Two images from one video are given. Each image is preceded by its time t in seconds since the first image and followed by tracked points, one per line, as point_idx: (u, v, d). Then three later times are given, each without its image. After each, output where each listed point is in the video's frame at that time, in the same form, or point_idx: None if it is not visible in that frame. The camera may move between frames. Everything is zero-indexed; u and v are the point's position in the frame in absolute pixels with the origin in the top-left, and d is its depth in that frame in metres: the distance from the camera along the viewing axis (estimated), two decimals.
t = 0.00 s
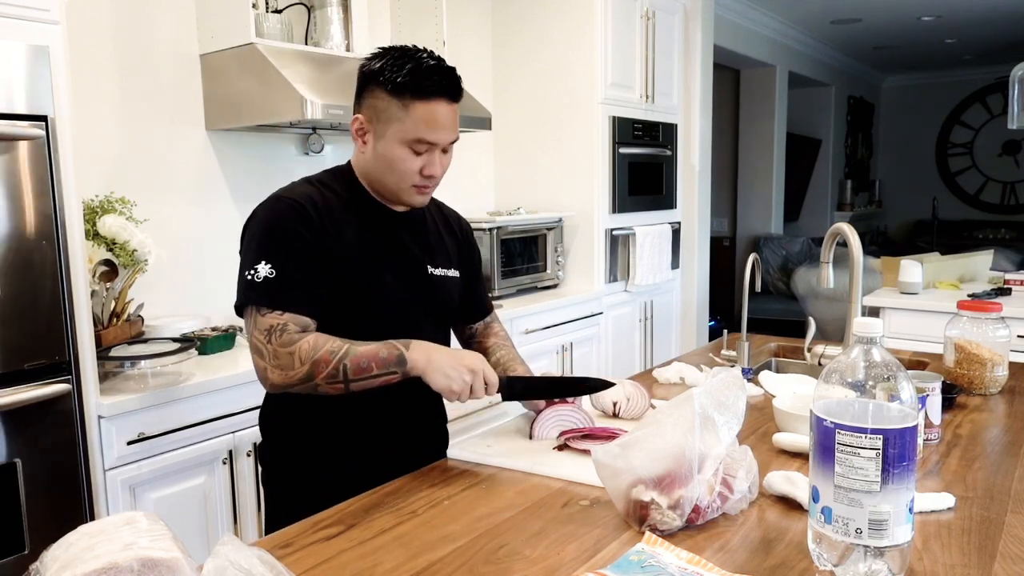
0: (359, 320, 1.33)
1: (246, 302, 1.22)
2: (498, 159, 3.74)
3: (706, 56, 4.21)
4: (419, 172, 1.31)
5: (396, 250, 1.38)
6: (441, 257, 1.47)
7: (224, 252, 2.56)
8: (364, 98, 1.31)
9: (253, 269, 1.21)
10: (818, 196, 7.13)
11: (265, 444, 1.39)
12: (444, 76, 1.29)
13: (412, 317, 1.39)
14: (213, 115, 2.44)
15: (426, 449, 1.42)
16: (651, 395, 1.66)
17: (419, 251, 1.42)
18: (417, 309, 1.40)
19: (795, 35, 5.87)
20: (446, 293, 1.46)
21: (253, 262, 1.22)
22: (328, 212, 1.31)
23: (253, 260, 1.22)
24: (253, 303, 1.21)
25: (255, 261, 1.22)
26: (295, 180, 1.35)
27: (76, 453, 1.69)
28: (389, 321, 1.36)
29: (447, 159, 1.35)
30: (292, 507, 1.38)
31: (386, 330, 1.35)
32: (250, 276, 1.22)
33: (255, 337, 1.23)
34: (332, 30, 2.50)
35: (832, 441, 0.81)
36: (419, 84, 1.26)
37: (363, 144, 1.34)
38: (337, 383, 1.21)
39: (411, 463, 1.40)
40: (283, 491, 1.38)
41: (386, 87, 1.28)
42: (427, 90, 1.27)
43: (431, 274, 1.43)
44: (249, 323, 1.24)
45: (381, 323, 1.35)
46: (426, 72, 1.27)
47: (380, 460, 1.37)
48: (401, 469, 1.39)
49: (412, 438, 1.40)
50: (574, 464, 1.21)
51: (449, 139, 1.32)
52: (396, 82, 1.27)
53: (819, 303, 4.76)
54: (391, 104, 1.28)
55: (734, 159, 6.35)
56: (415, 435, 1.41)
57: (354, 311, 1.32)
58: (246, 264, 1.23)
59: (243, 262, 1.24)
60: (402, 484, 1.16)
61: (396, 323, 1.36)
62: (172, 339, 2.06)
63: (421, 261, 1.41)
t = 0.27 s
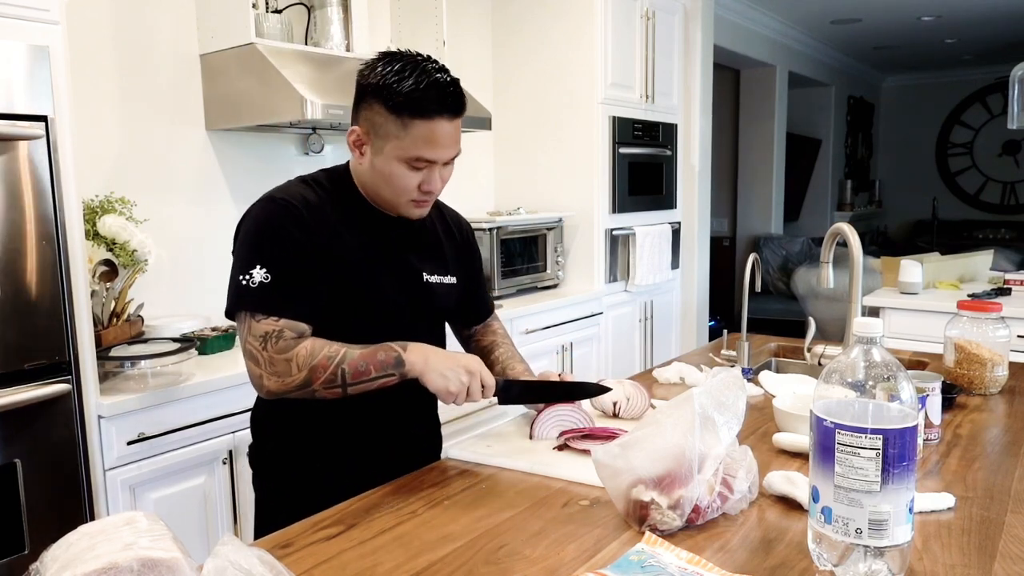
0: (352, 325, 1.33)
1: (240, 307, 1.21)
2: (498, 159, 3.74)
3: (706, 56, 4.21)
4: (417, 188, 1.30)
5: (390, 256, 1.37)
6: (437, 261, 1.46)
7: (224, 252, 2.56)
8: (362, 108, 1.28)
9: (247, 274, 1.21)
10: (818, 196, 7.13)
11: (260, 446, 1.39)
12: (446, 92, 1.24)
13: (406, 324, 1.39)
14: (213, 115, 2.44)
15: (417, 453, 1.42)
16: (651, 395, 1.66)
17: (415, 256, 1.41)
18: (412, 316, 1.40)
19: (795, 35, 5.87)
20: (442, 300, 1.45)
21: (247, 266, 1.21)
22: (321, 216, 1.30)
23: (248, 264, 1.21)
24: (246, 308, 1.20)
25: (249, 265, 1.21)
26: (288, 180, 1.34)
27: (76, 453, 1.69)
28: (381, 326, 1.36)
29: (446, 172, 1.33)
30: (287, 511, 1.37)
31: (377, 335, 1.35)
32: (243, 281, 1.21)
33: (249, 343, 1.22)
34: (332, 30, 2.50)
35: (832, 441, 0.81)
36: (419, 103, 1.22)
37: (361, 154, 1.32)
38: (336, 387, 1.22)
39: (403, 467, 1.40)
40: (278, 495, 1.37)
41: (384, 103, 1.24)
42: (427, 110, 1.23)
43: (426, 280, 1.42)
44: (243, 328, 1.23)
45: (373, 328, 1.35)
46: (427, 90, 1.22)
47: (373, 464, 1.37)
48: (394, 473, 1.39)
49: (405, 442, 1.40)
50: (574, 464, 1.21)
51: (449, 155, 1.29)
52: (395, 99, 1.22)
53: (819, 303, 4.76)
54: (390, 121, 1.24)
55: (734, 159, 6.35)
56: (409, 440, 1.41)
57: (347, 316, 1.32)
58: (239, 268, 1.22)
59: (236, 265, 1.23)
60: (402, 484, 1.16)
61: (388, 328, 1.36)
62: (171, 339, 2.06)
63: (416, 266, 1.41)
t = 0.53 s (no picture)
0: (351, 325, 1.33)
1: (241, 307, 1.21)
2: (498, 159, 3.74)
3: (706, 56, 4.21)
4: (418, 194, 1.30)
5: (390, 257, 1.37)
6: (437, 263, 1.46)
7: (224, 252, 2.56)
8: (363, 113, 1.27)
9: (248, 275, 1.21)
10: (818, 196, 7.13)
11: (259, 447, 1.39)
12: (448, 99, 1.23)
13: (405, 325, 1.39)
14: (212, 115, 2.44)
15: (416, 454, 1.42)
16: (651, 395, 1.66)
17: (414, 258, 1.41)
18: (411, 317, 1.40)
19: (795, 35, 5.87)
20: (442, 302, 1.45)
21: (248, 267, 1.21)
22: (320, 216, 1.30)
23: (249, 265, 1.21)
24: (248, 309, 1.20)
25: (250, 266, 1.21)
26: (287, 179, 1.35)
27: (76, 453, 1.69)
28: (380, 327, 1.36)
29: (448, 177, 1.33)
30: (287, 512, 1.37)
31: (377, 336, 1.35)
32: (245, 282, 1.21)
33: (253, 345, 1.22)
34: (331, 30, 2.49)
35: (832, 441, 0.81)
36: (422, 111, 1.21)
37: (362, 159, 1.31)
38: (341, 386, 1.22)
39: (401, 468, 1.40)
40: (278, 496, 1.37)
41: (386, 109, 1.23)
42: (429, 117, 1.22)
43: (426, 282, 1.42)
44: (245, 330, 1.23)
45: (373, 329, 1.35)
46: (429, 97, 1.22)
47: (371, 465, 1.37)
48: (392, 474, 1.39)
49: (403, 443, 1.40)
50: (574, 464, 1.21)
51: (451, 161, 1.29)
52: (396, 106, 1.21)
53: (819, 303, 4.77)
54: (391, 127, 1.24)
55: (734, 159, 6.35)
56: (407, 441, 1.41)
57: (346, 317, 1.33)
58: (240, 269, 1.22)
59: (237, 266, 1.22)
60: (402, 484, 1.16)
61: (387, 329, 1.37)
62: (172, 339, 2.06)
63: (416, 267, 1.41)
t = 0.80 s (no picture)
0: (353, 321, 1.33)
1: (248, 296, 1.20)
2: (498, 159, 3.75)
3: (706, 56, 4.21)
4: (425, 197, 1.30)
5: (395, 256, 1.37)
6: (442, 262, 1.46)
7: (224, 252, 2.56)
8: (372, 114, 1.27)
9: (256, 263, 1.20)
10: (818, 196, 7.13)
11: (262, 440, 1.39)
12: (458, 103, 1.22)
13: (408, 323, 1.39)
14: (213, 115, 2.44)
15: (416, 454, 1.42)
16: (651, 395, 1.66)
17: (419, 257, 1.41)
18: (414, 316, 1.40)
19: (795, 35, 5.87)
20: (446, 301, 1.45)
21: (256, 255, 1.21)
22: (329, 211, 1.30)
23: (257, 253, 1.21)
24: (255, 297, 1.20)
25: (258, 254, 1.21)
26: (296, 172, 1.35)
27: (76, 453, 1.69)
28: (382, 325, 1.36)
29: (455, 181, 1.32)
30: (290, 505, 1.37)
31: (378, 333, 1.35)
32: (253, 270, 1.21)
33: (258, 335, 1.21)
34: (332, 30, 2.49)
35: (832, 441, 0.81)
36: (430, 114, 1.21)
37: (369, 160, 1.31)
38: (347, 378, 1.22)
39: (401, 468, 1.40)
40: (280, 489, 1.37)
41: (395, 112, 1.23)
42: (438, 121, 1.21)
43: (430, 281, 1.42)
44: (252, 319, 1.22)
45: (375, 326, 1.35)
46: (439, 101, 1.21)
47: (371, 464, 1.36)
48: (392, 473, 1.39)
49: (404, 442, 1.40)
50: (574, 464, 1.21)
51: (458, 165, 1.28)
52: (404, 108, 1.21)
53: (819, 303, 4.77)
54: (399, 129, 1.23)
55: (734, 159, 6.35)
56: (408, 440, 1.41)
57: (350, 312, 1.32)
58: (248, 257, 1.22)
59: (245, 254, 1.22)
60: (402, 484, 1.16)
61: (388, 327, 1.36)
62: (172, 339, 2.06)
63: (420, 266, 1.40)
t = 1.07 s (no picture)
0: (360, 319, 1.33)
1: (256, 291, 1.21)
2: (498, 159, 3.75)
3: (706, 56, 4.21)
4: (432, 199, 1.30)
5: (402, 256, 1.37)
6: (449, 263, 1.46)
7: (224, 252, 2.56)
8: (382, 114, 1.27)
9: (265, 258, 1.21)
10: (818, 196, 7.13)
11: (263, 437, 1.39)
12: (468, 106, 1.22)
13: (414, 322, 1.39)
14: (213, 115, 2.44)
15: (416, 455, 1.42)
16: (651, 395, 1.66)
17: (427, 257, 1.41)
18: (420, 315, 1.40)
19: (795, 35, 5.87)
20: (451, 302, 1.45)
21: (265, 251, 1.22)
22: (339, 209, 1.31)
23: (266, 247, 1.22)
24: (262, 293, 1.20)
25: (267, 250, 1.22)
26: (307, 169, 1.36)
27: (76, 453, 1.69)
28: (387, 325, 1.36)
29: (463, 183, 1.33)
30: (289, 502, 1.37)
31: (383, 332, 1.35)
32: (262, 265, 1.21)
33: (264, 330, 1.21)
34: (332, 30, 2.49)
35: (832, 441, 0.81)
36: (440, 116, 1.20)
37: (378, 160, 1.31)
38: (349, 379, 1.21)
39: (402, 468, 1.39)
40: (280, 486, 1.37)
41: (406, 113, 1.23)
42: (448, 123, 1.21)
43: (436, 281, 1.42)
44: (258, 314, 1.22)
45: (380, 325, 1.35)
46: (450, 103, 1.21)
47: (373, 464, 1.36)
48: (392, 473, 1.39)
49: (405, 442, 1.40)
50: (574, 464, 1.21)
51: (467, 168, 1.28)
52: (415, 110, 1.21)
53: (819, 303, 4.77)
54: (409, 130, 1.23)
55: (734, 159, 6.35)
56: (409, 441, 1.41)
57: (357, 310, 1.33)
58: (257, 253, 1.22)
59: (254, 249, 1.23)
60: (402, 484, 1.16)
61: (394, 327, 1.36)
62: (172, 339, 2.06)
63: (427, 266, 1.41)
